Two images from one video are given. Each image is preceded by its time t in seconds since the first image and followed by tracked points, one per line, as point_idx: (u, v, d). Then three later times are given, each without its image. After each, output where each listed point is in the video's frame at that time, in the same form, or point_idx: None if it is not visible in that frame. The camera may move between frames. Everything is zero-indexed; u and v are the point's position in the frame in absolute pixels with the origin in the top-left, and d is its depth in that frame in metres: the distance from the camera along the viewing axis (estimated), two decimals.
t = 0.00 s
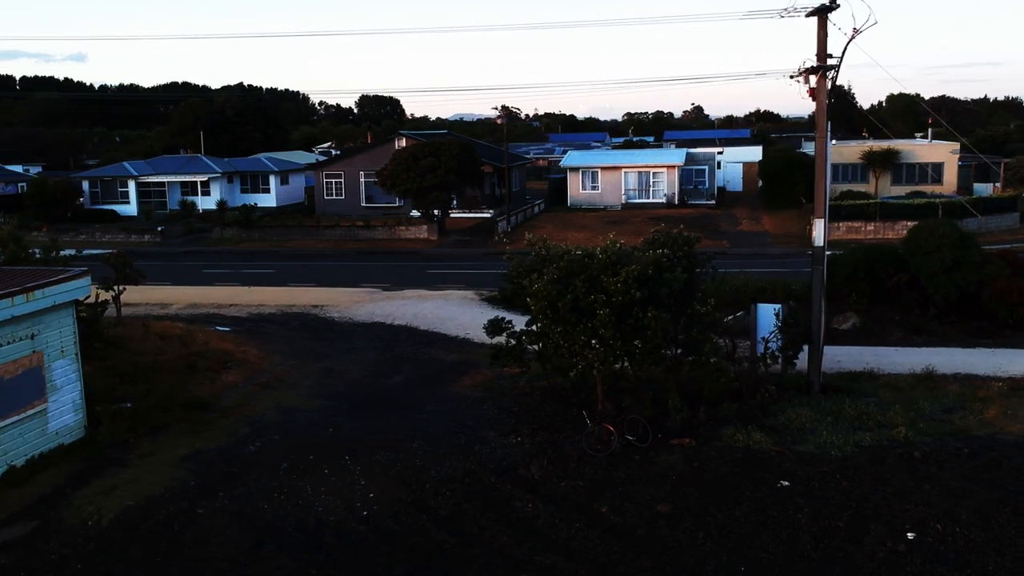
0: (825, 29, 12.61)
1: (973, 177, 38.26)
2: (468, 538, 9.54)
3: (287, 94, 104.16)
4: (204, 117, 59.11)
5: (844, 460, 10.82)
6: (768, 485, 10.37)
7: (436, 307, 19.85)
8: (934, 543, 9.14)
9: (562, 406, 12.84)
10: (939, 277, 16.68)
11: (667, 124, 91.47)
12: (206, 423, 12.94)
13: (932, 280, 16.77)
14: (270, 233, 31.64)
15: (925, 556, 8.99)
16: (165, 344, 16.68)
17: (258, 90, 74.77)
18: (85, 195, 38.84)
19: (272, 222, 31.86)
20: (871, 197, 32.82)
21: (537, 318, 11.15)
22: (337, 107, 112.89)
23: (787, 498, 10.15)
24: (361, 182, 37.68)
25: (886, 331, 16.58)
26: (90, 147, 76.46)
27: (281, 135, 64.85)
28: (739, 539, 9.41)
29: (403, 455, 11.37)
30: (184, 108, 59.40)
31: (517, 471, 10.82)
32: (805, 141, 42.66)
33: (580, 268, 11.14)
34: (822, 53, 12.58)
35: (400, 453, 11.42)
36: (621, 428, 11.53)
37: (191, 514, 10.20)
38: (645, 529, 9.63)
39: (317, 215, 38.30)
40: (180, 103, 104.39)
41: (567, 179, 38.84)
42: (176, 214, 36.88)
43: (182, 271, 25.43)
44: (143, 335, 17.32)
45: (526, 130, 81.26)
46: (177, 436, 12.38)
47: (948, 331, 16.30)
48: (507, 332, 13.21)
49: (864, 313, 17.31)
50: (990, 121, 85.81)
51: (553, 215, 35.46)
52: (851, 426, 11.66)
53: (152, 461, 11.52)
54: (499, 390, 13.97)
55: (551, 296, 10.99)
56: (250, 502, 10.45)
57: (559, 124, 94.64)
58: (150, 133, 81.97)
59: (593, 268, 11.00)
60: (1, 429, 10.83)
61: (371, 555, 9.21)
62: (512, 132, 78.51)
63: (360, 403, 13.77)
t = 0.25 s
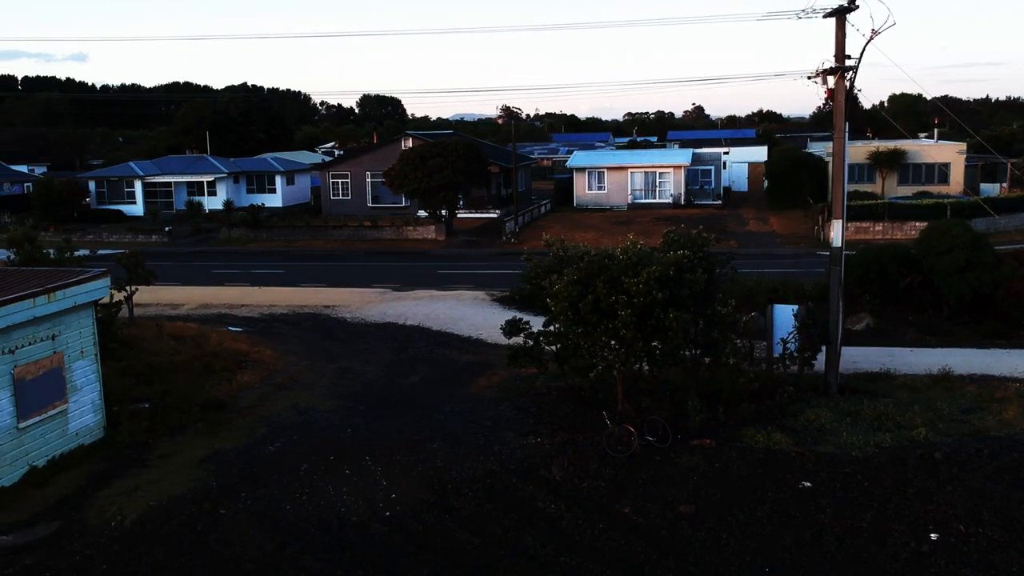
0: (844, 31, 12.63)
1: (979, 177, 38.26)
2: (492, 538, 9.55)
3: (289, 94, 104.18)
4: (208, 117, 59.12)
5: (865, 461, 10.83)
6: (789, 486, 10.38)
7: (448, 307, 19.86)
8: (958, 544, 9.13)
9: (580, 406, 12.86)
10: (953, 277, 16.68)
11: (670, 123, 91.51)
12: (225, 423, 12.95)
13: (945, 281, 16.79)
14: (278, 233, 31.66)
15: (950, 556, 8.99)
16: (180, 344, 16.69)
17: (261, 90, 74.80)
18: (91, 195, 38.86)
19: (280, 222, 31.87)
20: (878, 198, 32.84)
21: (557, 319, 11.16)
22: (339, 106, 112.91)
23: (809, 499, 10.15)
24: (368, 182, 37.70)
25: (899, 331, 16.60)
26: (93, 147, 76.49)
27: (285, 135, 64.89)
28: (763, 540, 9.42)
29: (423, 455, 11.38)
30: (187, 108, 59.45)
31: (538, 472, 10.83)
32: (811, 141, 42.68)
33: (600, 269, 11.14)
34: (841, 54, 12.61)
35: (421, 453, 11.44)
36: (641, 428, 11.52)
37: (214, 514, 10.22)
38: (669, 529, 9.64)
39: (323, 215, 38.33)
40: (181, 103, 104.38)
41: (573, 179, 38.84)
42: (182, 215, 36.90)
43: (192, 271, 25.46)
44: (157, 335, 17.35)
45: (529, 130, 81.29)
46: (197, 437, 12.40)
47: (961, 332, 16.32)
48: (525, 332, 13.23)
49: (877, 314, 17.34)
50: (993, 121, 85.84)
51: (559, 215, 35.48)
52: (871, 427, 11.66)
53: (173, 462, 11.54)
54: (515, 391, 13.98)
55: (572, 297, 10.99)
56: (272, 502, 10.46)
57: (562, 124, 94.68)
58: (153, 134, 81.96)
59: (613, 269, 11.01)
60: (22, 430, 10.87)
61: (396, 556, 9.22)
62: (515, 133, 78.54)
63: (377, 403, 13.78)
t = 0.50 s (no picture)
0: (864, 32, 12.67)
1: (987, 178, 38.30)
2: (519, 539, 9.56)
3: (292, 94, 104.18)
4: (212, 117, 59.11)
5: (889, 462, 10.85)
6: (814, 487, 10.39)
7: (461, 308, 19.88)
8: (985, 545, 9.13)
9: (600, 407, 12.87)
10: (969, 278, 16.69)
11: (673, 124, 91.52)
12: (245, 424, 12.96)
13: (961, 282, 16.81)
14: (286, 233, 31.66)
15: (977, 557, 8.99)
16: (196, 344, 16.71)
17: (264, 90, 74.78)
18: (98, 195, 38.87)
19: (288, 222, 31.89)
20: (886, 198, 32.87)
21: (581, 320, 11.17)
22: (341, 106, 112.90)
23: (834, 500, 10.15)
24: (375, 182, 37.72)
25: (915, 332, 16.62)
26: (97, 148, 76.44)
27: (289, 135, 64.87)
28: (790, 541, 9.42)
29: (446, 456, 11.40)
30: (192, 108, 59.45)
31: (562, 472, 10.85)
32: (818, 142, 42.73)
33: (623, 270, 11.16)
34: (862, 55, 12.64)
35: (443, 454, 11.46)
36: (664, 429, 11.54)
37: (240, 515, 10.22)
38: (696, 530, 9.65)
39: (330, 215, 38.35)
40: (183, 103, 104.32)
41: (580, 179, 38.84)
42: (190, 215, 36.91)
43: (203, 272, 25.48)
44: (172, 335, 17.37)
45: (533, 130, 81.28)
46: (218, 437, 12.41)
47: (977, 333, 16.35)
48: (545, 333, 13.26)
49: (892, 315, 17.36)
50: (996, 121, 85.89)
51: (567, 215, 35.48)
52: (893, 428, 11.68)
53: (195, 463, 11.55)
54: (533, 392, 14.00)
55: (595, 298, 11.00)
56: (297, 503, 10.48)
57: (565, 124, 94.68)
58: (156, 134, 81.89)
59: (637, 269, 11.02)
60: (46, 431, 10.91)
61: (423, 556, 9.22)
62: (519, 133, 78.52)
63: (396, 404, 13.80)
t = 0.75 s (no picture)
0: (882, 33, 12.71)
1: (993, 178, 38.30)
2: (542, 539, 9.57)
3: (294, 94, 104.11)
4: (215, 117, 59.07)
5: (909, 462, 10.86)
6: (835, 488, 10.39)
7: (473, 308, 19.90)
8: (1008, 546, 9.12)
9: (619, 408, 12.89)
10: (982, 278, 16.69)
11: (676, 124, 91.53)
12: (263, 424, 12.98)
13: (973, 282, 16.81)
14: (294, 234, 31.66)
15: (1000, 558, 8.98)
16: (210, 344, 16.72)
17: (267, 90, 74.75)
18: (104, 195, 38.87)
19: (296, 222, 31.90)
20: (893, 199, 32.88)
21: (602, 320, 11.18)
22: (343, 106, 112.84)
23: (855, 500, 10.16)
24: (381, 182, 37.74)
25: (928, 333, 16.64)
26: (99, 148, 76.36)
27: (293, 135, 64.83)
28: (813, 542, 9.43)
29: (466, 457, 11.41)
30: (196, 108, 59.43)
31: (583, 473, 10.86)
32: (823, 142, 42.74)
33: (643, 271, 11.18)
34: (880, 56, 12.68)
35: (464, 454, 11.47)
36: (684, 430, 11.55)
37: (262, 515, 10.24)
38: (718, 531, 9.66)
39: (336, 215, 38.36)
40: (185, 103, 104.25)
41: (586, 179, 38.84)
42: (196, 215, 36.91)
43: (212, 272, 25.48)
44: (186, 335, 17.38)
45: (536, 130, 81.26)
46: (236, 438, 12.43)
47: (991, 333, 16.36)
48: (562, 333, 13.29)
49: (905, 315, 17.36)
50: (999, 121, 85.85)
51: (574, 215, 35.49)
52: (911, 428, 11.69)
53: (215, 463, 11.56)
54: (549, 392, 14.02)
55: (616, 299, 11.02)
56: (319, 503, 10.50)
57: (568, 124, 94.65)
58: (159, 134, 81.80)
59: (657, 270, 11.04)
60: (67, 431, 10.94)
61: (447, 557, 9.24)
62: (522, 133, 78.48)
63: (413, 404, 13.82)
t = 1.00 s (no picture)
0: (902, 33, 12.79)
1: (1000, 177, 38.30)
2: (568, 538, 9.58)
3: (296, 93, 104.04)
4: (220, 116, 59.06)
5: (932, 461, 10.86)
6: (859, 487, 10.39)
7: (486, 307, 19.92)
8: None
9: (639, 407, 12.90)
10: (997, 277, 16.69)
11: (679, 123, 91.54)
12: (283, 423, 13.00)
13: (988, 281, 16.82)
14: (302, 232, 31.68)
15: None
16: (226, 343, 16.74)
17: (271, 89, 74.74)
18: (112, 194, 38.89)
19: (304, 221, 31.91)
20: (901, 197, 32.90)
21: (625, 319, 11.20)
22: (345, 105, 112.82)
23: (880, 499, 10.15)
24: (388, 181, 37.77)
25: (943, 332, 16.65)
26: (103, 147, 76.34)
27: (297, 134, 64.82)
28: (840, 540, 9.43)
29: (489, 455, 11.43)
30: (201, 107, 59.46)
31: (607, 472, 10.88)
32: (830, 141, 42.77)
33: (666, 269, 11.20)
34: (901, 55, 12.76)
35: (486, 453, 11.49)
36: (706, 429, 11.56)
37: (288, 513, 10.26)
38: (744, 530, 9.67)
39: (344, 214, 38.39)
40: (188, 101, 104.19)
41: (593, 178, 38.84)
42: (204, 214, 36.92)
43: (223, 271, 25.50)
44: (201, 334, 17.41)
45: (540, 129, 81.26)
46: (257, 437, 12.45)
47: (1006, 332, 16.39)
48: (581, 332, 13.31)
49: (920, 314, 17.38)
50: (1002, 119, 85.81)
51: (581, 214, 35.50)
52: (933, 428, 11.70)
53: (238, 461, 11.58)
54: (568, 391, 14.04)
55: (639, 298, 11.03)
56: (343, 502, 10.51)
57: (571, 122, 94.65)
58: (162, 134, 81.77)
59: (680, 269, 11.05)
60: (91, 430, 10.95)
61: (474, 555, 9.25)
62: (525, 132, 78.46)
63: (432, 403, 13.84)
